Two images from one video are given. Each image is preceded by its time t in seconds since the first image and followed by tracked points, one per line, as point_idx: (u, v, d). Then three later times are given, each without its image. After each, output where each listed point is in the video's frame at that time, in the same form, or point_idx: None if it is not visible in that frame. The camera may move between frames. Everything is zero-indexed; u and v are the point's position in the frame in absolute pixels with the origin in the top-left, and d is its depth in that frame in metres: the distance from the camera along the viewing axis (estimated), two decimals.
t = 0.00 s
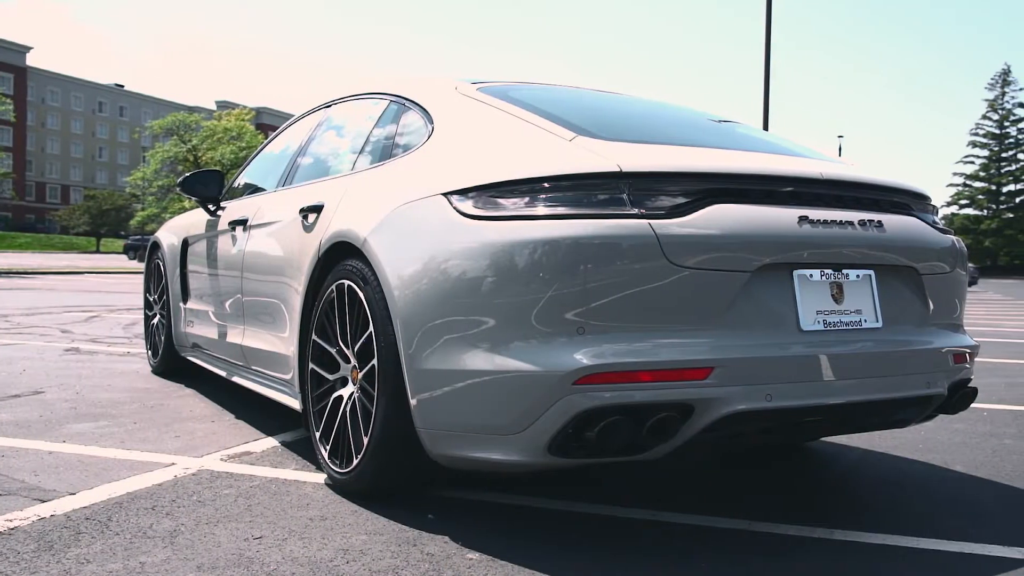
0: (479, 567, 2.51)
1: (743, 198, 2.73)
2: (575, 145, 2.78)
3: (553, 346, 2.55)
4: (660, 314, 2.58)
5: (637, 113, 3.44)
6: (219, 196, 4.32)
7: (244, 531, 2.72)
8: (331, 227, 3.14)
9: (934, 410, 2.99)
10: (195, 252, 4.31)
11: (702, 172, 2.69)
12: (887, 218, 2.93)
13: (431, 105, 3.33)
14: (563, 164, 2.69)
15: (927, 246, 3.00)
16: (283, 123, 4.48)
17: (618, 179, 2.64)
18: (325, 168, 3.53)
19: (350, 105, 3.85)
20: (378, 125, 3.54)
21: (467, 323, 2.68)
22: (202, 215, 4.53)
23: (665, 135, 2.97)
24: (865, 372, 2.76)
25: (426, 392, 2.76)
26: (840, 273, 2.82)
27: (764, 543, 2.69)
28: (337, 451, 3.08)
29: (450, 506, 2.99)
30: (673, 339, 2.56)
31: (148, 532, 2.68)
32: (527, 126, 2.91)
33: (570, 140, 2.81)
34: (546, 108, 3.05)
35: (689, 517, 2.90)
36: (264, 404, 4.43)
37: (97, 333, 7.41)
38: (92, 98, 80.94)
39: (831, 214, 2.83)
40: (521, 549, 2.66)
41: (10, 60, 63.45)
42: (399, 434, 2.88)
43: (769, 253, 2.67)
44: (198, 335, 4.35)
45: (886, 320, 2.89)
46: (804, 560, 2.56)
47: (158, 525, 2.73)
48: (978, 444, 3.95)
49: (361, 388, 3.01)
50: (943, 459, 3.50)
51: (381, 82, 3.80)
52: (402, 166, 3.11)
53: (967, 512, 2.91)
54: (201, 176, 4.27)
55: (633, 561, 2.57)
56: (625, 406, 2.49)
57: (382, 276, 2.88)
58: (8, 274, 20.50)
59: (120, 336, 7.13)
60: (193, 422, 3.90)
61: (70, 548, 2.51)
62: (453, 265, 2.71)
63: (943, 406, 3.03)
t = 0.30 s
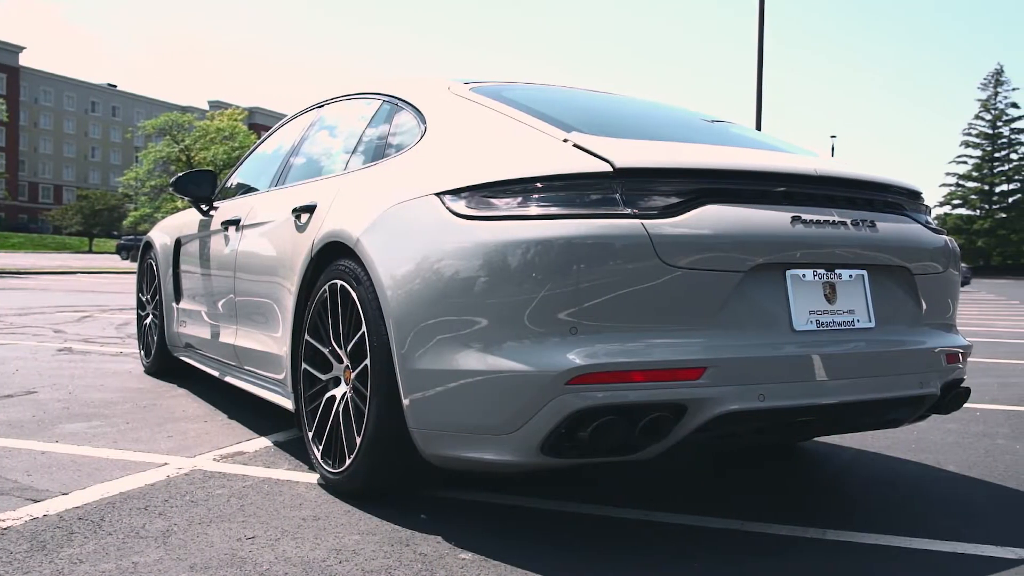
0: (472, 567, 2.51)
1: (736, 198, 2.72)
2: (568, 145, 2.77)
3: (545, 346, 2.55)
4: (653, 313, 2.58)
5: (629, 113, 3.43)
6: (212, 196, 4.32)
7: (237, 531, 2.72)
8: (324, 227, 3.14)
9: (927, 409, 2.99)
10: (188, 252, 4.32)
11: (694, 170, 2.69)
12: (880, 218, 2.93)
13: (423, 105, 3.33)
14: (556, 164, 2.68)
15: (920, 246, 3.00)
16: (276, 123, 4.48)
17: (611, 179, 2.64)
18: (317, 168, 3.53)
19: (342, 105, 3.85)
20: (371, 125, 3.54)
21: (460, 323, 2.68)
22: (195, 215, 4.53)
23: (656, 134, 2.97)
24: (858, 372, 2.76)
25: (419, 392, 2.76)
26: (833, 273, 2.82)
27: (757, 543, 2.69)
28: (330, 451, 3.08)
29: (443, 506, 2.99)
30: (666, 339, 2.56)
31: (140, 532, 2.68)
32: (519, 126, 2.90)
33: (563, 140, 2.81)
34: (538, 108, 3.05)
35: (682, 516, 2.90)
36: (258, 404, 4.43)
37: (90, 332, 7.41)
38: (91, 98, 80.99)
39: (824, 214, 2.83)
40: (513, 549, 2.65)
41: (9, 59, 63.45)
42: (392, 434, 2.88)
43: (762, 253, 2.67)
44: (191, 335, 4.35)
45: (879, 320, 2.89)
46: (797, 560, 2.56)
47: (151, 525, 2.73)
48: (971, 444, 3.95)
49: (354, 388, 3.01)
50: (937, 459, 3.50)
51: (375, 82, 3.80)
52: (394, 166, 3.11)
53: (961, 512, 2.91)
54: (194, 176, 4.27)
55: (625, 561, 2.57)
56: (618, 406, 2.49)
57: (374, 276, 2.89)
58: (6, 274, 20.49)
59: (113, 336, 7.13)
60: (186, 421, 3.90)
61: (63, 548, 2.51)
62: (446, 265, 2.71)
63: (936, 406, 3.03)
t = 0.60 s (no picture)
0: (465, 567, 2.51)
1: (729, 198, 2.71)
2: (560, 145, 2.77)
3: (538, 346, 2.55)
4: (646, 313, 2.58)
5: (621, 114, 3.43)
6: (204, 196, 4.32)
7: (230, 531, 2.72)
8: (316, 227, 3.14)
9: (920, 410, 3.00)
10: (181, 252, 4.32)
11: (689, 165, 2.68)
12: (873, 218, 2.93)
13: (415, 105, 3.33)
14: (548, 164, 2.68)
15: (912, 246, 3.01)
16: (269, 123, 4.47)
17: (603, 179, 2.64)
18: (310, 168, 3.53)
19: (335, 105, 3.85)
20: (364, 125, 3.54)
21: (453, 323, 2.68)
22: (188, 215, 4.53)
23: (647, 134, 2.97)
24: (850, 372, 2.76)
25: (411, 392, 2.76)
26: (825, 273, 2.82)
27: (750, 544, 2.69)
28: (323, 451, 3.08)
29: (436, 506, 2.99)
30: (658, 339, 2.56)
31: (133, 532, 2.68)
32: (510, 125, 2.90)
33: (556, 140, 2.80)
34: (529, 108, 3.05)
35: (676, 516, 2.91)
36: (251, 404, 4.43)
37: (83, 332, 7.41)
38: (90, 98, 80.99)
39: (818, 214, 2.83)
40: (506, 549, 2.65)
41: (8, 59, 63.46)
42: (385, 434, 2.88)
43: (754, 253, 2.67)
44: (184, 335, 4.34)
45: (872, 321, 2.89)
46: (789, 560, 2.57)
47: (144, 525, 2.73)
48: (964, 444, 3.95)
49: (347, 388, 3.01)
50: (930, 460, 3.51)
51: (367, 82, 3.80)
52: (387, 165, 3.11)
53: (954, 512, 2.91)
54: (187, 176, 4.26)
55: (616, 561, 2.57)
56: (611, 406, 2.49)
57: (367, 275, 2.88)
58: (4, 275, 20.47)
59: (106, 336, 7.12)
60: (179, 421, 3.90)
61: (56, 549, 2.51)
62: (438, 265, 2.71)
63: (929, 406, 3.04)
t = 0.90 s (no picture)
0: (458, 567, 2.51)
1: (723, 197, 2.70)
2: (553, 146, 2.77)
3: (531, 346, 2.55)
4: (639, 313, 2.58)
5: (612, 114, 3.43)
6: (197, 195, 4.32)
7: (222, 531, 2.72)
8: (309, 227, 3.14)
9: (913, 409, 3.00)
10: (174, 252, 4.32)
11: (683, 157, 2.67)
12: (866, 218, 2.93)
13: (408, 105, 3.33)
14: (542, 163, 2.68)
15: (905, 246, 3.01)
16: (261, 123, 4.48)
17: (596, 179, 2.63)
18: (303, 168, 3.53)
19: (327, 105, 3.86)
20: (356, 126, 3.54)
21: (445, 323, 2.68)
22: (181, 215, 4.53)
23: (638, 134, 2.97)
24: (843, 372, 2.76)
25: (404, 392, 2.76)
26: (818, 273, 2.82)
27: (743, 544, 2.69)
28: (315, 451, 3.08)
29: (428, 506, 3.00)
30: (651, 340, 2.56)
31: (126, 532, 2.68)
32: (502, 125, 2.90)
33: (549, 140, 2.79)
34: (520, 108, 3.04)
35: (669, 516, 2.91)
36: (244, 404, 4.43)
37: (76, 332, 7.40)
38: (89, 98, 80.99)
39: (811, 214, 2.83)
40: (499, 549, 2.65)
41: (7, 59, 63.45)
42: (377, 434, 2.88)
43: (747, 253, 2.67)
44: (177, 335, 4.34)
45: (865, 321, 2.90)
46: (781, 560, 2.57)
47: (136, 525, 2.73)
48: (956, 444, 3.95)
49: (340, 388, 3.01)
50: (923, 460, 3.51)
51: (361, 82, 3.80)
52: (379, 166, 3.11)
53: (947, 512, 2.92)
54: (180, 176, 4.26)
55: (607, 561, 2.57)
56: (603, 406, 2.49)
57: (360, 275, 2.89)
58: None
59: (99, 336, 7.12)
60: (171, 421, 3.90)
61: (48, 549, 2.51)
62: (431, 265, 2.71)
63: (922, 407, 3.04)
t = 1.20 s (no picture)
0: (450, 567, 2.51)
1: (716, 197, 2.70)
2: (545, 146, 2.76)
3: (524, 345, 2.54)
4: (631, 313, 2.58)
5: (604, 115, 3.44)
6: (190, 195, 4.32)
7: (215, 531, 2.72)
8: (302, 227, 3.14)
9: (906, 409, 3.00)
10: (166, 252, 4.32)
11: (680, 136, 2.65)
12: (858, 218, 2.93)
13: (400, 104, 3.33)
14: (534, 163, 2.68)
15: (897, 246, 3.01)
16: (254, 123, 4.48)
17: (588, 179, 2.63)
18: (295, 168, 3.53)
19: (320, 105, 3.86)
20: (349, 126, 3.54)
21: (438, 323, 2.68)
22: (174, 215, 4.52)
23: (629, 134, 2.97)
24: (835, 372, 2.76)
25: (396, 392, 2.76)
26: (811, 273, 2.83)
27: (735, 544, 2.69)
28: (308, 451, 3.08)
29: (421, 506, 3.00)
30: (644, 339, 2.56)
31: (119, 532, 2.68)
32: (493, 124, 2.90)
33: (542, 140, 2.79)
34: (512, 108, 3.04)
35: (661, 516, 2.91)
36: (237, 404, 4.43)
37: (68, 332, 7.40)
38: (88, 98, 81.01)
39: (804, 214, 2.83)
40: (491, 549, 2.65)
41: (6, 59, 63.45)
42: (370, 434, 2.88)
43: (740, 253, 2.67)
44: (170, 335, 4.34)
45: (857, 321, 2.90)
46: (773, 559, 2.57)
47: (129, 525, 2.73)
48: (949, 444, 3.95)
49: (332, 388, 3.01)
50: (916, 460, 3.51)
51: (354, 82, 3.80)
52: (371, 166, 3.11)
53: (940, 512, 2.92)
54: (172, 176, 4.26)
55: (599, 561, 2.57)
56: (596, 406, 2.49)
57: (352, 275, 2.89)
58: None
59: (92, 336, 7.12)
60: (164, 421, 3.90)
61: (41, 549, 2.51)
62: (423, 265, 2.71)
63: (915, 406, 3.04)
